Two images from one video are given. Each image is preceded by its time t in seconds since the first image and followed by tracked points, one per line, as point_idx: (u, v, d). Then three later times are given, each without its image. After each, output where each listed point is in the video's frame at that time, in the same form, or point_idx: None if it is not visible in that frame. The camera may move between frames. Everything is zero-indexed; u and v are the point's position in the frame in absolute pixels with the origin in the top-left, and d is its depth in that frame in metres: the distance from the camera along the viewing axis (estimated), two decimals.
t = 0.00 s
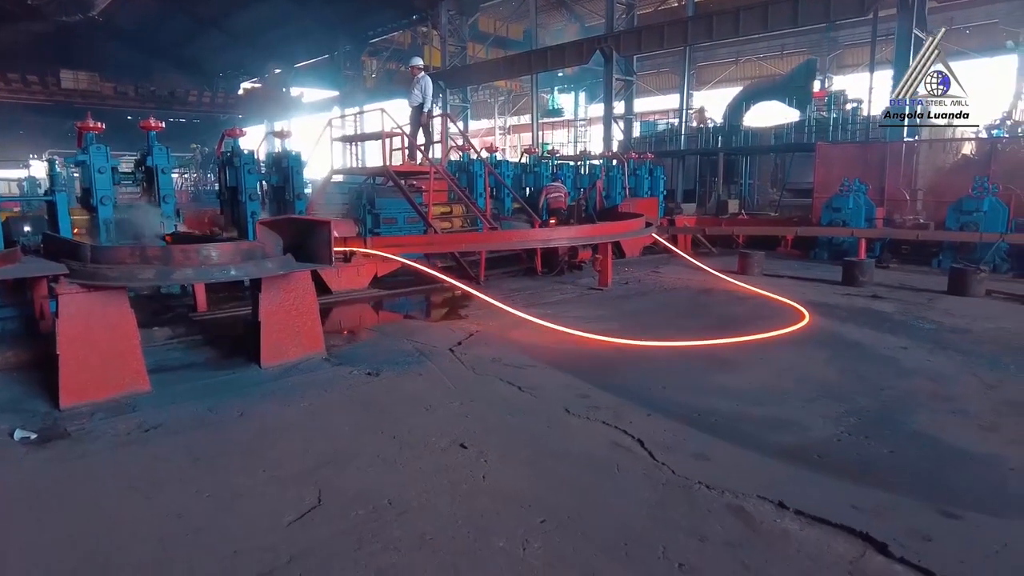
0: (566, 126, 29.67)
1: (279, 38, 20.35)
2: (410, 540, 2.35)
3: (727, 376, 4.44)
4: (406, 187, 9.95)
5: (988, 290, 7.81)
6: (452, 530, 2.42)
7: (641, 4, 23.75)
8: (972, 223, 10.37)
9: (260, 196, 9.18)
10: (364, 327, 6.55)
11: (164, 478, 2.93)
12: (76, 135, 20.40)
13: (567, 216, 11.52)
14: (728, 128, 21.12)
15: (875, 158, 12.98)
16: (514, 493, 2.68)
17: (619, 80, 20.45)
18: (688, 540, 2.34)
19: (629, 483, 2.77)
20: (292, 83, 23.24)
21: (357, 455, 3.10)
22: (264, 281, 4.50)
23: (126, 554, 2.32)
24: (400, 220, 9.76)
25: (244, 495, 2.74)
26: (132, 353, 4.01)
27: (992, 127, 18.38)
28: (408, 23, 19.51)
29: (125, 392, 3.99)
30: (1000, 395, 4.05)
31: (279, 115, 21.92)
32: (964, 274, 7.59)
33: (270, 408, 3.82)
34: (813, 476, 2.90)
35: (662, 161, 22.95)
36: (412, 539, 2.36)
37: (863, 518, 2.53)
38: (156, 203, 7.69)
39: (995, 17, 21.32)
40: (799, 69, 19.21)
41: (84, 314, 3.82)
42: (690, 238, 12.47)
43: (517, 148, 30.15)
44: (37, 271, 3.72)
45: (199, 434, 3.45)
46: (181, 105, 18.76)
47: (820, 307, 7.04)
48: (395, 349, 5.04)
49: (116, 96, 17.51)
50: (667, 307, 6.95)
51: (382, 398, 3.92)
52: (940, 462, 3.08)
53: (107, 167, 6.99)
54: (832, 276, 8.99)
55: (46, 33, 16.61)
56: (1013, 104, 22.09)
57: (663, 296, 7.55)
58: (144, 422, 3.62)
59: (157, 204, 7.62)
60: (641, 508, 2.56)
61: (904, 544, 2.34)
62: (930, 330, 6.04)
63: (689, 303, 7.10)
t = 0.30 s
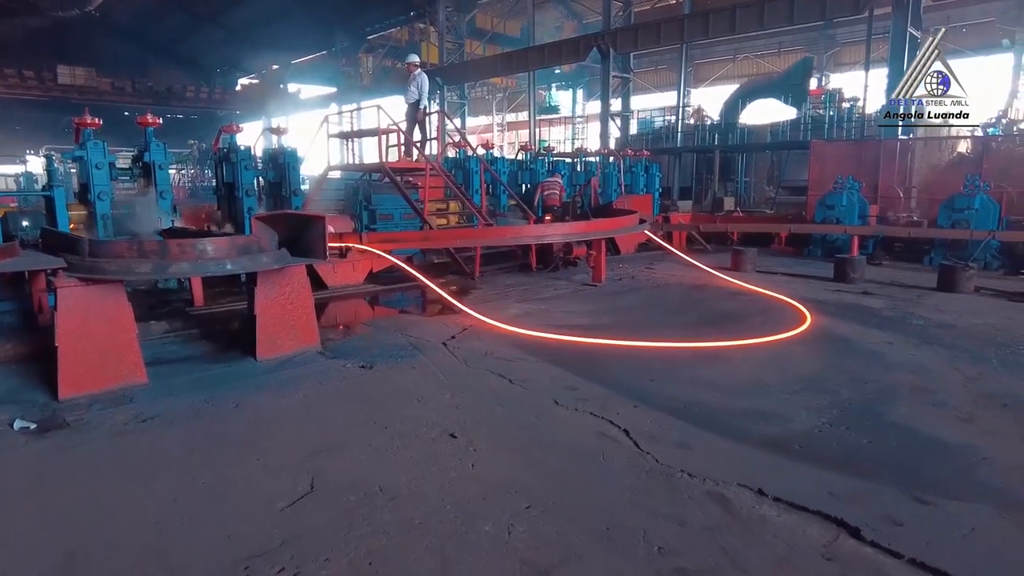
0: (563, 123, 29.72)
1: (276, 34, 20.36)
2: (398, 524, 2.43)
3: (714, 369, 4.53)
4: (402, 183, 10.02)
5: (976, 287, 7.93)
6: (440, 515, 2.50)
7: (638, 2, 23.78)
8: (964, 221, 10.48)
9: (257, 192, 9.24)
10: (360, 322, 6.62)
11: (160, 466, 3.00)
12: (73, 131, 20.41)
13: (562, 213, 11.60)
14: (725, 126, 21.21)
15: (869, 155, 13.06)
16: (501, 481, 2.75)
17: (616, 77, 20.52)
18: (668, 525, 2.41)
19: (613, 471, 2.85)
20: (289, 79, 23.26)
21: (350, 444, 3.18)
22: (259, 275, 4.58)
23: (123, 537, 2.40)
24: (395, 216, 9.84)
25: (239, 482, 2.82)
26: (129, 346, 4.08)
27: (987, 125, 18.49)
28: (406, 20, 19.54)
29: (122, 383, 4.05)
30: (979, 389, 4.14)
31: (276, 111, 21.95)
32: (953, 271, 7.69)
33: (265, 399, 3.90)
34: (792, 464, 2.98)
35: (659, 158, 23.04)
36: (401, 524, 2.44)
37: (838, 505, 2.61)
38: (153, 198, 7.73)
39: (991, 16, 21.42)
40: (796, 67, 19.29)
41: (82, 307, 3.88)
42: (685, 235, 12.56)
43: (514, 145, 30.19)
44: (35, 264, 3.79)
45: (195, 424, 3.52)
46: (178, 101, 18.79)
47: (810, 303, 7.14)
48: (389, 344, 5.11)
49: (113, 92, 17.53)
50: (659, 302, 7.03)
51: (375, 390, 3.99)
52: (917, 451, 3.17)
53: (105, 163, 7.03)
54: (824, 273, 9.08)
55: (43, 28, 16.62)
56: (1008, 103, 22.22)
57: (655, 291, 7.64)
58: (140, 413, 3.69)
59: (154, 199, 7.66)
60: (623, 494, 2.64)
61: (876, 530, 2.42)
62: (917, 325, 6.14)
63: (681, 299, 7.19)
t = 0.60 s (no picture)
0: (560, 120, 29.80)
1: (274, 32, 20.43)
2: (386, 506, 2.53)
3: (699, 362, 4.64)
4: (397, 180, 10.11)
5: (963, 283, 8.05)
6: (427, 498, 2.60)
7: None
8: (953, 218, 10.60)
9: (254, 188, 9.33)
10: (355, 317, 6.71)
11: (158, 452, 3.10)
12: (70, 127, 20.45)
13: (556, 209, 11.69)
14: (720, 123, 21.34)
15: (862, 153, 13.18)
16: (488, 466, 2.86)
17: (613, 74, 20.63)
18: (646, 507, 2.51)
19: (595, 457, 2.95)
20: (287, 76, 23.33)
21: (342, 431, 3.28)
22: (255, 269, 4.66)
23: (122, 517, 2.50)
24: (391, 213, 9.88)
25: (234, 466, 2.92)
26: (127, 338, 4.17)
27: (981, 124, 18.57)
28: (403, 17, 19.58)
29: (121, 374, 4.14)
30: (956, 381, 4.26)
31: (274, 108, 22.02)
32: (940, 267, 7.81)
33: (261, 389, 4.00)
34: (769, 450, 3.09)
35: (655, 156, 23.17)
36: (389, 506, 2.54)
37: (810, 488, 2.71)
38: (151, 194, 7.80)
39: (987, 15, 21.52)
40: (792, 65, 19.40)
41: (81, 300, 3.97)
42: (679, 232, 12.67)
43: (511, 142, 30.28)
44: (35, 258, 3.88)
45: (192, 413, 3.62)
46: (176, 98, 18.84)
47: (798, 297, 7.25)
48: (383, 336, 5.22)
49: (110, 88, 17.56)
50: (650, 298, 7.14)
51: (368, 381, 4.09)
52: (890, 439, 3.28)
53: (102, 159, 7.11)
54: (815, 269, 9.21)
55: (40, 24, 16.68)
56: (1003, 102, 22.34)
57: (647, 287, 7.76)
58: (139, 402, 3.79)
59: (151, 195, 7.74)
60: (604, 478, 2.75)
61: (846, 512, 2.52)
62: (902, 319, 6.26)
63: (671, 294, 7.30)
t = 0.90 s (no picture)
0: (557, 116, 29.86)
1: (270, 27, 20.43)
2: (372, 492, 2.61)
3: (685, 355, 4.73)
4: (392, 175, 10.17)
5: (951, 278, 8.14)
6: (411, 484, 2.68)
7: None
8: (944, 213, 10.71)
9: (248, 183, 9.38)
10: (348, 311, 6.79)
11: (151, 441, 3.18)
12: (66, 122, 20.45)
13: (550, 205, 11.75)
14: (715, 119, 21.43)
15: (855, 149, 13.27)
16: (471, 454, 2.94)
17: (609, 70, 20.68)
18: (623, 492, 2.59)
19: (576, 446, 3.04)
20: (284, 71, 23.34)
21: (331, 421, 3.36)
22: (247, 263, 4.74)
23: (114, 503, 2.58)
24: (385, 208, 10.03)
25: (224, 455, 3.00)
26: (122, 331, 4.24)
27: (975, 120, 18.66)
28: (399, 12, 19.58)
29: (115, 366, 4.22)
30: (935, 374, 4.34)
31: (270, 104, 22.03)
32: (928, 262, 7.90)
33: (252, 381, 4.08)
34: (746, 439, 3.17)
35: (650, 151, 23.26)
36: (374, 491, 2.62)
37: (783, 475, 2.79)
38: (146, 189, 7.86)
39: (982, 11, 21.57)
40: (787, 61, 19.46)
41: (76, 293, 4.04)
42: (672, 227, 12.76)
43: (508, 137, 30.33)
44: (30, 252, 3.94)
45: (185, 404, 3.69)
46: (172, 93, 18.86)
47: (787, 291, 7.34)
48: (374, 330, 5.30)
49: (106, 83, 17.56)
50: (640, 292, 7.21)
51: (358, 373, 4.17)
52: (865, 428, 3.37)
53: (97, 154, 7.17)
54: (805, 264, 9.30)
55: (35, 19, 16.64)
56: (997, 97, 22.43)
57: (638, 281, 7.84)
58: (132, 394, 3.86)
59: (147, 190, 7.79)
60: (585, 465, 2.83)
61: (816, 497, 2.60)
62: (888, 313, 6.36)
63: (662, 289, 7.39)
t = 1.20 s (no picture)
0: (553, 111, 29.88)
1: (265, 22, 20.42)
2: (349, 482, 2.67)
3: (668, 349, 4.79)
4: (384, 170, 10.20)
5: (938, 272, 8.20)
6: (387, 474, 2.74)
7: None
8: (933, 209, 10.77)
9: (240, 178, 9.41)
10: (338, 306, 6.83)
11: (136, 433, 3.24)
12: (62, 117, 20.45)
13: (542, 200, 11.80)
14: (711, 114, 21.49)
15: (847, 143, 13.31)
16: (449, 445, 3.01)
17: (604, 65, 20.70)
18: (593, 481, 2.66)
19: (552, 436, 3.10)
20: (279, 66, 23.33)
21: (314, 414, 3.42)
22: (235, 258, 4.79)
23: (96, 493, 2.63)
24: (378, 203, 10.10)
25: (207, 447, 3.05)
26: (110, 326, 4.29)
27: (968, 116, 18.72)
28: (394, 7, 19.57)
29: (103, 361, 4.27)
30: (913, 367, 4.40)
31: (266, 99, 22.04)
32: (915, 256, 7.96)
33: (237, 375, 4.13)
34: (719, 430, 3.23)
35: (646, 146, 23.33)
36: (351, 481, 2.68)
37: (752, 465, 2.85)
38: (138, 185, 7.91)
39: (978, 5, 21.59)
40: (782, 56, 19.49)
41: (64, 288, 4.08)
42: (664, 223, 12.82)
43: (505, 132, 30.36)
44: (18, 248, 3.99)
45: (171, 397, 3.75)
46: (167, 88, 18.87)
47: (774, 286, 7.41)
48: (361, 324, 5.35)
49: (100, 78, 17.58)
50: (628, 287, 7.27)
51: (343, 367, 4.23)
52: (838, 421, 3.43)
53: (89, 150, 7.20)
54: (795, 258, 9.36)
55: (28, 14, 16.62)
56: (992, 92, 22.48)
57: (627, 276, 7.90)
58: (118, 387, 3.91)
59: (139, 186, 7.85)
60: (559, 455, 2.89)
61: (783, 487, 2.65)
62: (872, 308, 6.42)
63: (650, 284, 7.45)
